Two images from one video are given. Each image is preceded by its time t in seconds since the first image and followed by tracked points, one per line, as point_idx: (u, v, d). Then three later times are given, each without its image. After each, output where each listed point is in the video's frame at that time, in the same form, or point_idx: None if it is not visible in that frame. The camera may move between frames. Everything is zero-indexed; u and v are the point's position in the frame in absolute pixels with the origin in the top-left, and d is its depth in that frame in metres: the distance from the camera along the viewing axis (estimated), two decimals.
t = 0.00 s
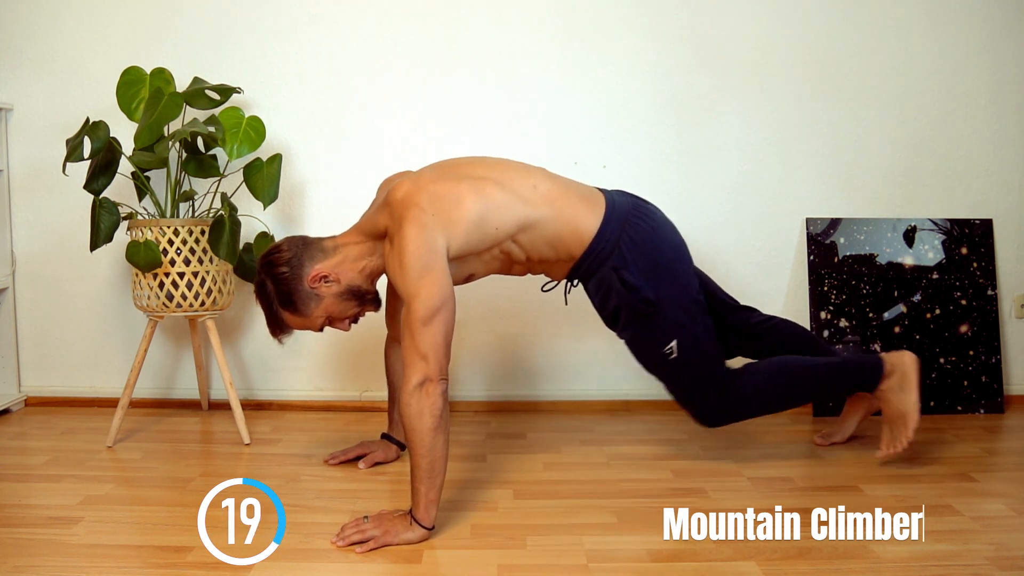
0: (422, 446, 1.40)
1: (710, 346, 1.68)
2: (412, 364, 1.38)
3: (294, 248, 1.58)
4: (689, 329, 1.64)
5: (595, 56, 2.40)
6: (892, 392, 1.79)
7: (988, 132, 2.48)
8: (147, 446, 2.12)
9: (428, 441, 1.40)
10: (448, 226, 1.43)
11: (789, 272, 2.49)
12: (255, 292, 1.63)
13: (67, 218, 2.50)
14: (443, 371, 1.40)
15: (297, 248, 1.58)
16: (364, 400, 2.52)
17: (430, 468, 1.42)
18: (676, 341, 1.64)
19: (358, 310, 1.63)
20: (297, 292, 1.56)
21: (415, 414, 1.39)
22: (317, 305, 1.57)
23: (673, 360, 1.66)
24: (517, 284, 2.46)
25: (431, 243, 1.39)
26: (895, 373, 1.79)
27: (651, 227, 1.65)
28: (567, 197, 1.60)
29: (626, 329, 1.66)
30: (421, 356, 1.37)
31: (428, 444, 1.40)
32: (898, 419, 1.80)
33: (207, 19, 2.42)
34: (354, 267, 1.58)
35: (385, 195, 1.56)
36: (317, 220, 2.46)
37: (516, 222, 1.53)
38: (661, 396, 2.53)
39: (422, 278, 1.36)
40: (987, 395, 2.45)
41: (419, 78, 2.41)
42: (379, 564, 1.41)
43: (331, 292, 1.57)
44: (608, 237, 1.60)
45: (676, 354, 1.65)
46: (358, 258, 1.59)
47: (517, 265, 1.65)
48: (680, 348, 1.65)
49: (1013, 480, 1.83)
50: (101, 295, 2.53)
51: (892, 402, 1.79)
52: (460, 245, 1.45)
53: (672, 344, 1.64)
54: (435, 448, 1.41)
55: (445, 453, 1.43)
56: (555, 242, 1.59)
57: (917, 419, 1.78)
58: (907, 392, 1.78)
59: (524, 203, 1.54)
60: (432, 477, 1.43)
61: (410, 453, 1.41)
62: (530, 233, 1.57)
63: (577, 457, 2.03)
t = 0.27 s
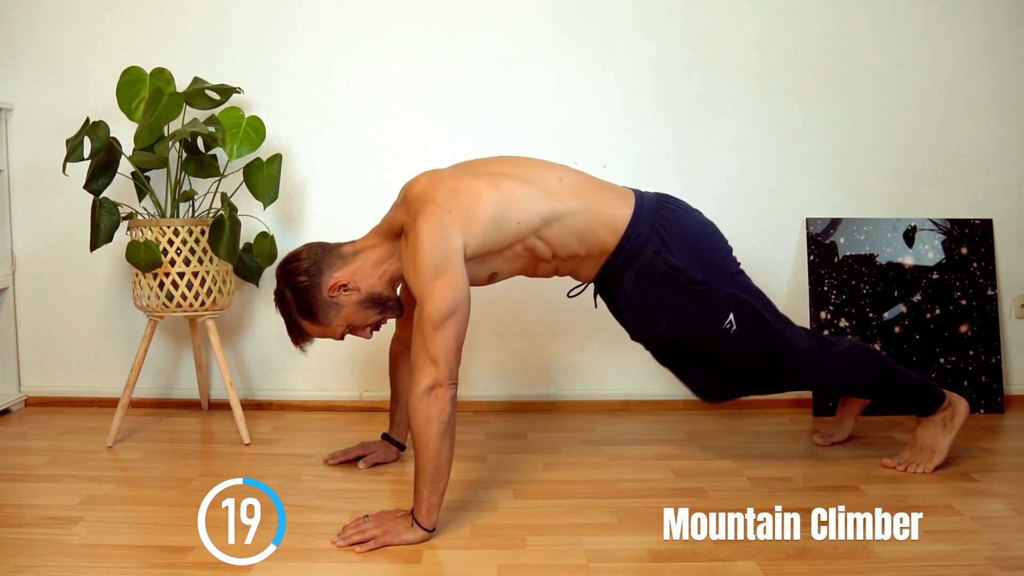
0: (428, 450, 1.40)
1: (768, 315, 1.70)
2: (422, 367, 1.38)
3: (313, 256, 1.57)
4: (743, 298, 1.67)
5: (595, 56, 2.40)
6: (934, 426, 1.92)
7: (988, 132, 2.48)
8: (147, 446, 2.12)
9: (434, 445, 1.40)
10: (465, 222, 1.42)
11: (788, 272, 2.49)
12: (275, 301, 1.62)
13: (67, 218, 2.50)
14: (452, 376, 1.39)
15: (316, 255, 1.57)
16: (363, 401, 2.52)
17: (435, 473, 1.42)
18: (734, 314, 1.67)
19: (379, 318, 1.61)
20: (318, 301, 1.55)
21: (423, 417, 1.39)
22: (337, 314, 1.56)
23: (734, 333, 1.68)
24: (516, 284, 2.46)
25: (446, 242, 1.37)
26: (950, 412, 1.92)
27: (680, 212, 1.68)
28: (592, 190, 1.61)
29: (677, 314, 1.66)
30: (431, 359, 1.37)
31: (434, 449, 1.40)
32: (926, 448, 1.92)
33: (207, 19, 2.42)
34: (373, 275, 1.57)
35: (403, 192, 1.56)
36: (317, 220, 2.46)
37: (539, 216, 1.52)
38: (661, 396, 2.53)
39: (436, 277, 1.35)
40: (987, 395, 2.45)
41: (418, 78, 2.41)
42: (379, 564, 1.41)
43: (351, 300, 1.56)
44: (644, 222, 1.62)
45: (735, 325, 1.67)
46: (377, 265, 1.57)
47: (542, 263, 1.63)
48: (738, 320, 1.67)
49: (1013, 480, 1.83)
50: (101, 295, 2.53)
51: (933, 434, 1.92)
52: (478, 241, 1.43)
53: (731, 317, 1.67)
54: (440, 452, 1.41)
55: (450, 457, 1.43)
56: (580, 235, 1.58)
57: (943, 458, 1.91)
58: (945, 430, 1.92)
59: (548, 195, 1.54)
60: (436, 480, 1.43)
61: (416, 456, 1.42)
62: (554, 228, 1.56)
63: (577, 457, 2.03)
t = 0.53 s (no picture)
0: (428, 453, 1.40)
1: (783, 291, 1.65)
2: (423, 370, 1.37)
3: (304, 244, 1.57)
4: (759, 272, 1.62)
5: (595, 56, 2.40)
6: (934, 426, 1.92)
7: (988, 132, 2.48)
8: (147, 446, 2.12)
9: (435, 449, 1.40)
10: (465, 217, 1.39)
11: (788, 272, 2.49)
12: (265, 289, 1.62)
13: (67, 218, 2.50)
14: (453, 379, 1.39)
15: (307, 243, 1.57)
16: (363, 401, 2.52)
17: (436, 476, 1.42)
18: (750, 289, 1.61)
19: (369, 309, 1.61)
20: (306, 290, 1.55)
21: (425, 421, 1.39)
22: (325, 304, 1.56)
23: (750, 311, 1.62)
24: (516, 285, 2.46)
25: (445, 240, 1.35)
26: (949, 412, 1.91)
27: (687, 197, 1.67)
28: (592, 177, 1.59)
29: (691, 291, 1.59)
30: (432, 362, 1.36)
31: (435, 453, 1.40)
32: (926, 449, 1.92)
33: (207, 19, 2.42)
34: (364, 265, 1.56)
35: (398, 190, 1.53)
36: (317, 220, 2.46)
37: (540, 202, 1.49)
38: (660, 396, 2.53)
39: (436, 279, 1.33)
40: (987, 395, 2.45)
41: (418, 78, 2.41)
42: (379, 564, 1.41)
43: (340, 290, 1.56)
44: (653, 202, 1.61)
45: (752, 302, 1.61)
46: (368, 256, 1.57)
47: (541, 252, 1.57)
48: (754, 296, 1.61)
49: (1013, 480, 1.83)
50: (101, 295, 2.53)
51: (934, 435, 1.92)
52: (478, 235, 1.40)
53: (747, 292, 1.61)
54: (441, 456, 1.41)
55: (451, 460, 1.43)
56: (581, 221, 1.54)
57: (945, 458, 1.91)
58: (945, 430, 1.91)
59: (548, 181, 1.51)
60: (437, 484, 1.43)
61: (417, 460, 1.42)
62: (555, 213, 1.52)
63: (577, 458, 2.03)
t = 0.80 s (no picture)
0: (424, 454, 1.40)
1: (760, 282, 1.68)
2: (417, 371, 1.37)
3: (284, 239, 1.57)
4: (737, 262, 1.66)
5: (595, 56, 2.40)
6: (926, 424, 1.91)
7: (987, 132, 2.48)
8: (147, 446, 2.12)
9: (431, 449, 1.40)
10: (452, 210, 1.38)
11: (788, 272, 2.49)
12: (246, 285, 1.62)
13: (67, 218, 2.50)
14: (447, 379, 1.39)
15: (288, 238, 1.57)
16: (363, 401, 2.52)
17: (433, 476, 1.42)
18: (729, 277, 1.63)
19: (351, 303, 1.61)
20: (287, 285, 1.54)
21: (420, 422, 1.39)
22: (307, 299, 1.56)
23: (729, 298, 1.63)
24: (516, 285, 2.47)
25: (435, 238, 1.34)
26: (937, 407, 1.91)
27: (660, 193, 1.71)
28: (570, 171, 1.61)
29: (670, 276, 1.61)
30: (426, 362, 1.36)
31: (432, 454, 1.41)
32: (922, 447, 1.92)
33: (208, 19, 2.42)
34: (345, 260, 1.56)
35: (379, 188, 1.52)
36: (317, 220, 2.46)
37: (522, 193, 1.49)
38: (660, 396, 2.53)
39: (428, 278, 1.33)
40: (987, 395, 2.45)
41: (419, 78, 2.41)
42: (380, 564, 1.41)
43: (322, 285, 1.55)
44: (631, 194, 1.64)
45: (732, 289, 1.63)
46: (349, 250, 1.56)
47: (522, 243, 1.58)
48: (733, 284, 1.64)
49: (1013, 480, 1.83)
50: (101, 295, 2.53)
51: (927, 433, 1.91)
52: (466, 227, 1.40)
53: (726, 280, 1.63)
54: (438, 457, 1.41)
55: (447, 461, 1.43)
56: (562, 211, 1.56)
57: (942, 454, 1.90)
58: (938, 425, 1.91)
59: (528, 172, 1.52)
60: (434, 485, 1.43)
61: (413, 461, 1.42)
62: (536, 203, 1.53)
63: (577, 458, 2.03)
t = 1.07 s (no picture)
0: (426, 454, 1.40)
1: (760, 288, 1.66)
2: (418, 371, 1.37)
3: (287, 247, 1.57)
4: (735, 268, 1.64)
5: (595, 56, 2.40)
6: (929, 426, 1.91)
7: (988, 132, 2.48)
8: (147, 446, 2.12)
9: (433, 449, 1.40)
10: (451, 214, 1.39)
11: (788, 272, 2.50)
12: (248, 293, 1.62)
13: (67, 218, 2.50)
14: (449, 379, 1.39)
15: (290, 246, 1.57)
16: (363, 400, 2.52)
17: (434, 476, 1.42)
18: (728, 286, 1.62)
19: (353, 310, 1.61)
20: (291, 293, 1.54)
21: (422, 422, 1.39)
22: (311, 306, 1.56)
23: (726, 307, 1.63)
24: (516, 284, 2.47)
25: (434, 239, 1.35)
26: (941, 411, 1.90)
27: (659, 195, 1.68)
28: (571, 176, 1.62)
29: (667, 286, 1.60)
30: (427, 362, 1.36)
31: (433, 453, 1.40)
32: (924, 449, 1.92)
33: (208, 18, 2.42)
34: (348, 267, 1.56)
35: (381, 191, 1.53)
36: (317, 220, 2.46)
37: (522, 197, 1.49)
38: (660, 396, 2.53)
39: (428, 279, 1.33)
40: (987, 395, 2.45)
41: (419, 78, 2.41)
42: (380, 564, 1.41)
43: (325, 292, 1.55)
44: (627, 199, 1.62)
45: (730, 297, 1.62)
46: (353, 257, 1.56)
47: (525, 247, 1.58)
48: (731, 291, 1.62)
49: (1013, 480, 1.83)
50: (101, 295, 2.53)
51: (930, 435, 1.91)
52: (466, 232, 1.40)
53: (724, 288, 1.62)
54: (439, 456, 1.41)
55: (449, 461, 1.43)
56: (563, 216, 1.56)
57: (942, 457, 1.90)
58: (941, 429, 1.91)
59: (528, 178, 1.52)
60: (435, 485, 1.43)
61: (415, 461, 1.42)
62: (537, 207, 1.53)
63: (577, 458, 2.03)
